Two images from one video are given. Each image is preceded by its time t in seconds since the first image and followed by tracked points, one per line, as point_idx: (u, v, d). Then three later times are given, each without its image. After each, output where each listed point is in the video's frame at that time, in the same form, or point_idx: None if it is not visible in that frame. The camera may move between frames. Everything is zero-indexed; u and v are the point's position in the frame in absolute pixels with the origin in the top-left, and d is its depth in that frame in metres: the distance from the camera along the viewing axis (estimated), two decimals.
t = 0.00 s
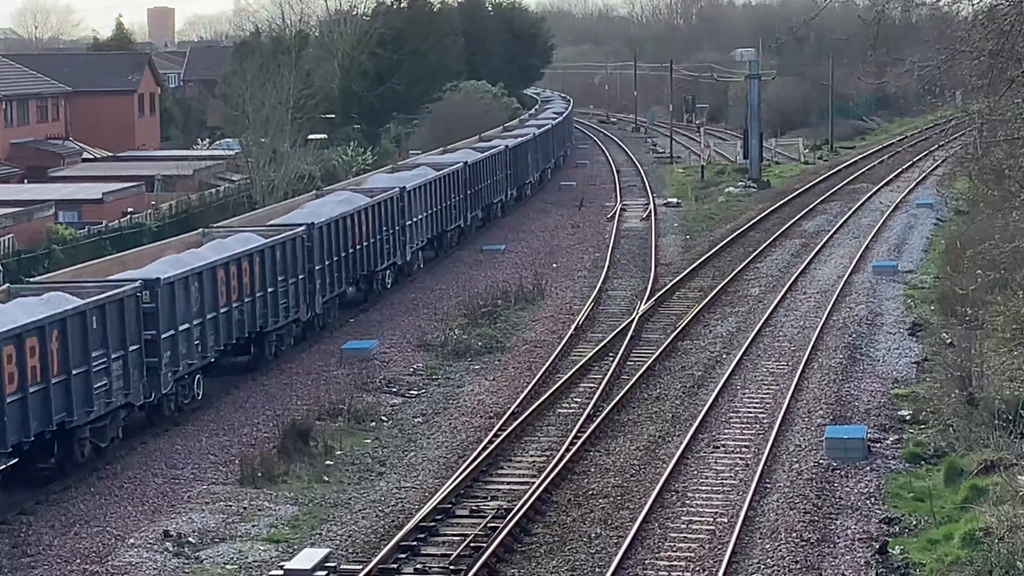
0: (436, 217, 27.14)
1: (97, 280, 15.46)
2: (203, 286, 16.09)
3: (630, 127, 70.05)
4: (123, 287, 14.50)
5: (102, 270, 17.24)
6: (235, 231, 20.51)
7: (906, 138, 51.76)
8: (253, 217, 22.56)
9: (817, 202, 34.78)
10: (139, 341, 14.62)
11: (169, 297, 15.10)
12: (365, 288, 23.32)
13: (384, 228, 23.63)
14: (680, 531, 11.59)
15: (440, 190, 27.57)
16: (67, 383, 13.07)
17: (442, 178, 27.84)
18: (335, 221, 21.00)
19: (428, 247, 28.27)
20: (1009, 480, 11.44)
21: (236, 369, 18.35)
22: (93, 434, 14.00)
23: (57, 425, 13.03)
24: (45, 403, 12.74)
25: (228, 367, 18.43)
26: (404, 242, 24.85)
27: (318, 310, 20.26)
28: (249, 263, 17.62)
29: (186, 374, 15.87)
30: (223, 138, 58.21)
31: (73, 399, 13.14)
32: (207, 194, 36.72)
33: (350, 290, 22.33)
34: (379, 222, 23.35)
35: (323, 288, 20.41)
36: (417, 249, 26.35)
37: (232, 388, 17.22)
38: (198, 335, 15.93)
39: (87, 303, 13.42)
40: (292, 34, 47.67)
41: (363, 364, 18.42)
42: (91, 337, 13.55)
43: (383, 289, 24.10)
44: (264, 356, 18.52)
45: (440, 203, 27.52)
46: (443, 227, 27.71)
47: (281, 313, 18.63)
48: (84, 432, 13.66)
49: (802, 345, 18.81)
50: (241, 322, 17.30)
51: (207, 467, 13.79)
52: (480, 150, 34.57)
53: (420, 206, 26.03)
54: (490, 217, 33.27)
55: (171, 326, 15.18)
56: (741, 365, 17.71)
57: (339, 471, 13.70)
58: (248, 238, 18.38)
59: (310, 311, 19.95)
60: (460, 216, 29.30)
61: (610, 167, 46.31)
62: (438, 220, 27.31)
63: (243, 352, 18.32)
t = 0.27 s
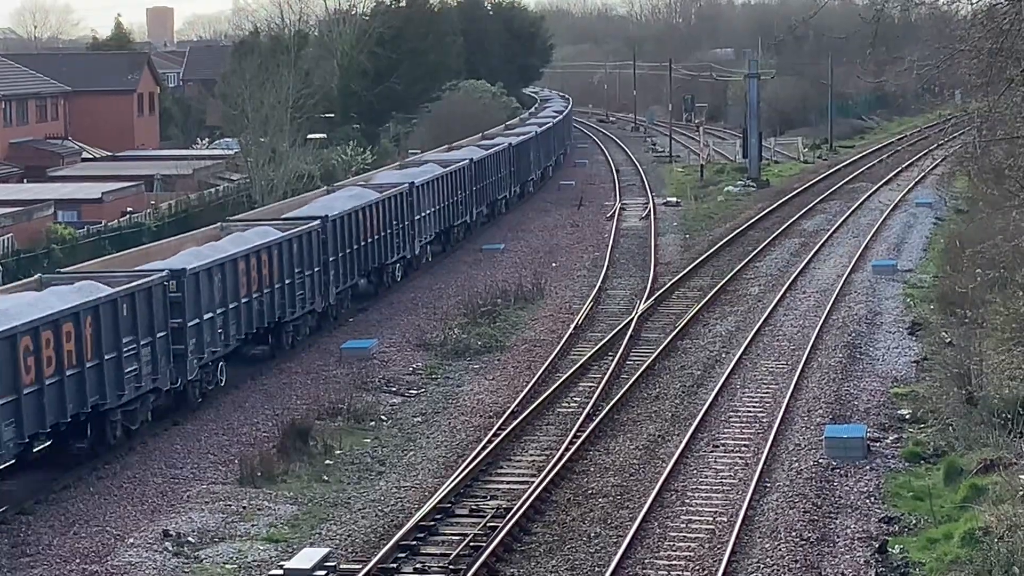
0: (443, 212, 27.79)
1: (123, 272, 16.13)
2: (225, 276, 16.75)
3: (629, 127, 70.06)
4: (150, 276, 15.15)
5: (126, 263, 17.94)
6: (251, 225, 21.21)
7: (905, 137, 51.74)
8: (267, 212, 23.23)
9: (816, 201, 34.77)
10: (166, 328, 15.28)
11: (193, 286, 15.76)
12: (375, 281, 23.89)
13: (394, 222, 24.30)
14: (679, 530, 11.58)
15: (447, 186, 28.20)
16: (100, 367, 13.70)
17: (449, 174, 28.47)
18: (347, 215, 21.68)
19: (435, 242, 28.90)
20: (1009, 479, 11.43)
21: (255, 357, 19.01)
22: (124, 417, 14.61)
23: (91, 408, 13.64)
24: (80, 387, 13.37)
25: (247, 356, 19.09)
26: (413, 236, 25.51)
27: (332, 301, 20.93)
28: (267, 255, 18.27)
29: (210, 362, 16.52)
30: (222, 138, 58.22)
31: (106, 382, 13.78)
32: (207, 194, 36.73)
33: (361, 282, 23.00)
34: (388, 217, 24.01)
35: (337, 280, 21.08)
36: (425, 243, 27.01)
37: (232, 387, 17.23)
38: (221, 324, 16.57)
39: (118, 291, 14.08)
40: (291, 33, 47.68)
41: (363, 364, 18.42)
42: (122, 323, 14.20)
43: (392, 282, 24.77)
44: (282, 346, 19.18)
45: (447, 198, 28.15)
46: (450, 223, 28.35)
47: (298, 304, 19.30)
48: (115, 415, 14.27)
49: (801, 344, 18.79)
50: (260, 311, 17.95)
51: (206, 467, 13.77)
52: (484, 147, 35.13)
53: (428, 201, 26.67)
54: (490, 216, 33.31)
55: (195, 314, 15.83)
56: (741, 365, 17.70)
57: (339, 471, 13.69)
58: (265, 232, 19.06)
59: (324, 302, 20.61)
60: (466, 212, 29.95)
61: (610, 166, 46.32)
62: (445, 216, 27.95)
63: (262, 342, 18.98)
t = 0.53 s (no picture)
0: (451, 206, 28.47)
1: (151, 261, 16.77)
2: (247, 267, 17.35)
3: (630, 125, 70.07)
4: (177, 265, 15.77)
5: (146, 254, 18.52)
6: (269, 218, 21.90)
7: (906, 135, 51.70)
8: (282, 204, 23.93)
9: (817, 200, 34.74)
10: (193, 316, 15.90)
11: (218, 275, 16.37)
12: (386, 273, 24.61)
13: (405, 215, 24.99)
14: (680, 528, 11.58)
15: (456, 180, 28.87)
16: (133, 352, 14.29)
17: (458, 168, 29.13)
18: (362, 207, 22.35)
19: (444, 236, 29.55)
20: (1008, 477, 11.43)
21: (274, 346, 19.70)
22: (155, 400, 15.24)
23: (123, 391, 14.24)
24: (114, 371, 13.93)
25: (266, 344, 19.79)
26: (422, 228, 26.20)
27: (347, 291, 21.60)
28: (286, 246, 18.87)
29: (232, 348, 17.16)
30: (222, 137, 58.20)
31: (138, 367, 14.36)
32: (207, 193, 36.73)
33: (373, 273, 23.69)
34: (399, 210, 24.68)
35: (351, 270, 21.76)
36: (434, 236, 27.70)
37: (232, 384, 17.22)
38: (243, 312, 17.21)
39: (148, 279, 14.68)
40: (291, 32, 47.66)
41: (364, 362, 18.42)
42: (152, 310, 14.81)
43: (403, 273, 25.47)
44: (299, 335, 19.87)
45: (455, 192, 28.78)
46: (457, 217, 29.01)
47: (315, 294, 19.96)
48: (145, 399, 14.89)
49: (802, 342, 18.79)
50: (280, 301, 18.57)
51: (206, 465, 13.77)
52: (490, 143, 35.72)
53: (437, 194, 27.36)
54: (490, 215, 33.31)
55: (220, 303, 16.44)
56: (741, 363, 17.70)
57: (340, 469, 13.69)
58: (282, 224, 19.70)
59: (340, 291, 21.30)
60: (474, 206, 30.61)
61: (610, 165, 46.30)
62: (453, 210, 28.62)
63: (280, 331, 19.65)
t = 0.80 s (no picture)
0: (458, 200, 29.17)
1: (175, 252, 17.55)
2: (267, 256, 18.12)
3: (630, 122, 70.03)
4: (203, 254, 16.53)
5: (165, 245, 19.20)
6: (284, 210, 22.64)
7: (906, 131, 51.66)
8: (295, 198, 24.64)
9: (817, 196, 34.70)
10: (217, 303, 16.65)
11: (241, 264, 17.18)
12: (397, 265, 25.30)
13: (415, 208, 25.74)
14: (681, 525, 11.59)
15: (462, 175, 29.56)
16: (162, 337, 15.03)
17: (464, 163, 29.84)
18: (374, 200, 23.10)
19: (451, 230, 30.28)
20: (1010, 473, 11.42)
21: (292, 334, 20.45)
22: (182, 384, 15.98)
23: (154, 374, 14.99)
24: (146, 354, 14.67)
25: (284, 333, 20.52)
26: (431, 221, 26.92)
27: (360, 281, 22.32)
28: (303, 236, 19.65)
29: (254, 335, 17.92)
30: (222, 134, 58.21)
31: (167, 350, 15.10)
32: (207, 190, 36.72)
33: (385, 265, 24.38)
34: (409, 203, 25.40)
35: (365, 261, 22.48)
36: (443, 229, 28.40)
37: (233, 382, 17.23)
38: (264, 301, 17.97)
39: (176, 267, 15.44)
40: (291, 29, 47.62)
41: (364, 359, 18.43)
42: (179, 297, 15.56)
43: (413, 265, 26.18)
44: (315, 323, 20.60)
45: (461, 186, 29.47)
46: (464, 210, 29.72)
47: (330, 284, 20.72)
48: (173, 381, 15.62)
49: (802, 339, 18.79)
50: (298, 289, 19.34)
51: (207, 463, 13.77)
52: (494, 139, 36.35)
53: (445, 188, 28.06)
54: (490, 212, 33.27)
55: (242, 291, 17.22)
56: (742, 360, 17.71)
57: (341, 466, 13.69)
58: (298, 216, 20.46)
59: (354, 282, 22.04)
60: (480, 200, 31.31)
61: (610, 161, 46.26)
62: (460, 204, 29.33)
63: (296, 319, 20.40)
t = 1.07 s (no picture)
0: (465, 194, 29.82)
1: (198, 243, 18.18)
2: (286, 248, 18.75)
3: (630, 119, 70.02)
4: (226, 245, 17.17)
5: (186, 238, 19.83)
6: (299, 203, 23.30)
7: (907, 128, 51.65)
8: (308, 192, 25.29)
9: (817, 194, 34.70)
10: (240, 293, 17.31)
11: (262, 255, 17.84)
12: (407, 257, 25.96)
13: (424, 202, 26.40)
14: (681, 522, 11.60)
15: (469, 169, 30.22)
16: (190, 324, 15.69)
17: (471, 158, 30.50)
18: (386, 193, 23.76)
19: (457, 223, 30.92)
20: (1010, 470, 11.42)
21: (308, 323, 21.09)
22: (208, 369, 16.64)
23: (182, 359, 15.65)
24: (175, 340, 15.32)
25: (300, 322, 21.17)
26: (440, 214, 27.58)
27: (373, 272, 22.96)
28: (319, 228, 20.28)
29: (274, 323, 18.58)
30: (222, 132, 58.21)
31: (194, 337, 15.76)
32: (207, 188, 36.72)
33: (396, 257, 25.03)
34: (419, 197, 26.05)
35: (377, 253, 23.13)
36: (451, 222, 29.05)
37: (234, 381, 17.24)
38: (283, 290, 18.62)
39: (203, 258, 16.07)
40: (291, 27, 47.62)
41: (365, 357, 18.44)
42: (205, 286, 16.19)
43: (423, 257, 26.84)
44: (330, 312, 21.25)
45: (468, 181, 30.11)
46: (471, 204, 30.38)
47: (345, 274, 21.37)
48: (199, 366, 16.25)
49: (803, 336, 18.80)
50: (316, 279, 20.00)
51: (208, 461, 13.78)
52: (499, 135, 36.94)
53: (453, 183, 28.70)
54: (490, 211, 33.22)
55: (263, 281, 17.86)
56: (743, 357, 17.72)
57: (342, 464, 13.71)
58: (313, 208, 21.10)
59: (367, 272, 22.69)
60: (486, 194, 31.97)
61: (611, 159, 46.24)
62: (467, 198, 29.98)
63: (313, 309, 21.05)
